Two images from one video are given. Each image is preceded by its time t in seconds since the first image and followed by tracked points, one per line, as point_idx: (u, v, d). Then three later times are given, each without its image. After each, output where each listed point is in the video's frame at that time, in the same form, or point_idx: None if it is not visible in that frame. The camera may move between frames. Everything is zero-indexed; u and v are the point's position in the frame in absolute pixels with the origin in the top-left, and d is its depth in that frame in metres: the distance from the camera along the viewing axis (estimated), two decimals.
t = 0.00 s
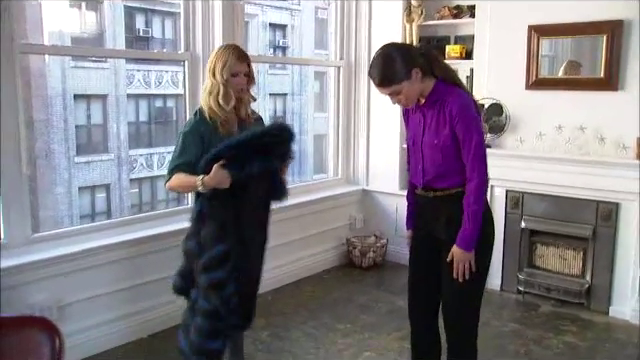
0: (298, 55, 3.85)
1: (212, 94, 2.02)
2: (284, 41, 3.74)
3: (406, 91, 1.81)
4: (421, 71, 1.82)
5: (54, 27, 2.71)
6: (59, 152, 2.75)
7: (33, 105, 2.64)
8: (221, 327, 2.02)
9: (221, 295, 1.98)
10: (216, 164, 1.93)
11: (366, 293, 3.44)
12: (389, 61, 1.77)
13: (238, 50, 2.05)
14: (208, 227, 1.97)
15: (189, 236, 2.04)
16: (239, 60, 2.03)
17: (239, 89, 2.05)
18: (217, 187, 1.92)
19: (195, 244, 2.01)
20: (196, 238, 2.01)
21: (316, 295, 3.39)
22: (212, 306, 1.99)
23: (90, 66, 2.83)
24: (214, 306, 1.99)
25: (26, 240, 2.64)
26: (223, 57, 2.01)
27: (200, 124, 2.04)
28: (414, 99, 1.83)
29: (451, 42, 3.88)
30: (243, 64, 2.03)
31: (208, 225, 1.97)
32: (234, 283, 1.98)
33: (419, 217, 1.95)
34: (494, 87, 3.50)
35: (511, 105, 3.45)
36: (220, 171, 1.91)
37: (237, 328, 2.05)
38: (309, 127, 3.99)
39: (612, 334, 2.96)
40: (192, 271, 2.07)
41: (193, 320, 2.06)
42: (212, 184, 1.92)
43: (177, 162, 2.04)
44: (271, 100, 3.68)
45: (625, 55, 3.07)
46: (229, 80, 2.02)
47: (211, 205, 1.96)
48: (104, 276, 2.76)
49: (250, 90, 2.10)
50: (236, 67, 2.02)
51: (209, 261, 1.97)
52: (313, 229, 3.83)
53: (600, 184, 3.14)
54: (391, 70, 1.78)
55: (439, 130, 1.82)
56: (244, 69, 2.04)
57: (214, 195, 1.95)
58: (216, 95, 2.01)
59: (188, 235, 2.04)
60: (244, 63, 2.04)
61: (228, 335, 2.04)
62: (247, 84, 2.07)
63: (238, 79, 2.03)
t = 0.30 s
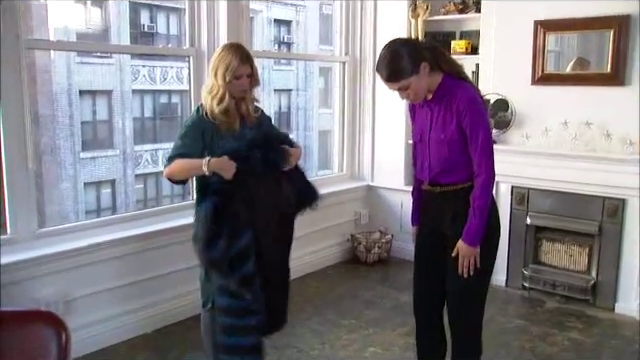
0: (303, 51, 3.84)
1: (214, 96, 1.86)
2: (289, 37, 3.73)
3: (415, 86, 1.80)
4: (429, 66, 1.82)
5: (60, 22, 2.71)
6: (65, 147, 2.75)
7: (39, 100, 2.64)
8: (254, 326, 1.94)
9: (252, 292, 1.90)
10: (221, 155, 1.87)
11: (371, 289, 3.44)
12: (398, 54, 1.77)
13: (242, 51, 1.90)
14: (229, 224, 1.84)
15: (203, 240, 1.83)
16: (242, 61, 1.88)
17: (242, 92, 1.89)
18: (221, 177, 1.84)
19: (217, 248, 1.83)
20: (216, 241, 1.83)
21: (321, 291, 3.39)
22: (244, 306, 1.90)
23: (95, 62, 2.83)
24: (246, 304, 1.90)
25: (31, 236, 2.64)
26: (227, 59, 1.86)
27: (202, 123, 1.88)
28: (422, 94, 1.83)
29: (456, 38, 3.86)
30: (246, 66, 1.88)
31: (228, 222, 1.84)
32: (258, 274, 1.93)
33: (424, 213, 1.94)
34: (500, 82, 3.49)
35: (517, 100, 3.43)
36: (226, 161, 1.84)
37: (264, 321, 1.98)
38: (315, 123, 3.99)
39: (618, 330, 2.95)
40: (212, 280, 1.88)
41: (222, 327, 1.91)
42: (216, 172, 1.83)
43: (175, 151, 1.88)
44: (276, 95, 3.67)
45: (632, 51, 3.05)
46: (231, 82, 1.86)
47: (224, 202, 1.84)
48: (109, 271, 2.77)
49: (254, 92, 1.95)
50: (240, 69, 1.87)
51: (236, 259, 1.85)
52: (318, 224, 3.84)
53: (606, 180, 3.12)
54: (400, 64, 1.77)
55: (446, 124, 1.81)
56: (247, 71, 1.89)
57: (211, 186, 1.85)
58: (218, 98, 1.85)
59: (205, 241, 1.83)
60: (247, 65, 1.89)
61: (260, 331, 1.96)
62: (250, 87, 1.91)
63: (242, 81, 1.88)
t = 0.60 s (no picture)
0: (305, 44, 3.82)
1: (221, 87, 1.86)
2: (290, 30, 3.72)
3: (423, 63, 1.79)
4: (446, 48, 1.81)
5: (61, 16, 2.70)
6: (67, 141, 2.75)
7: (41, 94, 2.63)
8: (260, 313, 1.91)
9: (255, 277, 1.86)
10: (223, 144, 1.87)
11: (374, 281, 3.44)
12: (419, 27, 1.76)
13: (252, 47, 1.90)
14: (231, 208, 1.83)
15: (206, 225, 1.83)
16: (252, 57, 1.87)
17: (248, 87, 1.89)
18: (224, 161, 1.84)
19: (218, 232, 1.82)
20: (218, 226, 1.83)
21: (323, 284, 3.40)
22: (247, 292, 1.87)
23: (96, 55, 2.83)
24: (250, 290, 1.87)
25: (34, 230, 2.65)
26: (236, 54, 1.86)
27: (205, 112, 1.88)
28: (429, 74, 1.81)
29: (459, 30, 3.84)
30: (255, 63, 1.88)
31: (230, 206, 1.83)
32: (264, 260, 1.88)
33: (425, 206, 1.94)
34: (503, 74, 3.47)
35: (520, 93, 3.42)
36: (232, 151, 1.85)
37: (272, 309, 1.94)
38: (317, 116, 3.97)
39: (621, 322, 2.94)
40: (216, 266, 1.88)
41: (227, 313, 1.89)
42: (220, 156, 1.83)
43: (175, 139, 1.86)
44: (278, 88, 3.65)
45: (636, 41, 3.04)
46: (239, 78, 1.86)
47: (226, 186, 1.84)
48: (111, 265, 2.77)
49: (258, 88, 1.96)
50: (249, 64, 1.87)
51: (237, 243, 1.83)
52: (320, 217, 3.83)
53: (609, 172, 3.11)
54: (418, 38, 1.75)
55: (453, 112, 1.80)
56: (256, 68, 1.90)
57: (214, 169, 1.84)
58: (224, 92, 1.86)
59: (206, 225, 1.83)
60: (256, 62, 1.89)
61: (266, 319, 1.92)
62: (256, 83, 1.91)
63: (249, 77, 1.88)
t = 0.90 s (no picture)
0: (305, 43, 3.81)
1: (231, 85, 1.82)
2: (290, 30, 3.70)
3: (433, 38, 1.78)
4: (461, 42, 1.79)
5: (60, 17, 2.69)
6: (67, 143, 2.74)
7: (40, 96, 2.63)
8: (250, 329, 1.92)
9: (241, 294, 1.88)
10: (220, 155, 1.85)
11: (376, 281, 3.43)
12: (445, 9, 1.76)
13: (265, 51, 1.87)
14: (220, 225, 1.83)
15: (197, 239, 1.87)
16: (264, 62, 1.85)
17: (257, 91, 1.86)
18: (220, 176, 1.84)
19: (203, 249, 1.86)
20: (202, 244, 1.86)
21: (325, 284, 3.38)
22: (236, 309, 1.88)
23: (96, 57, 2.82)
24: (239, 307, 1.88)
25: (35, 232, 2.64)
26: (249, 57, 1.83)
27: (211, 113, 1.83)
28: (436, 52, 1.80)
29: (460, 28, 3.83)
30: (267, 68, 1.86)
31: (218, 222, 1.83)
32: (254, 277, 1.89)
33: (425, 206, 1.92)
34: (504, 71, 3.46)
35: (521, 90, 3.41)
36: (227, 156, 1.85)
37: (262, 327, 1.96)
38: (317, 116, 3.96)
39: (624, 321, 2.93)
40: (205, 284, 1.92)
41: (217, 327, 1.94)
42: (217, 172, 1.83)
43: (174, 140, 1.83)
44: (278, 88, 3.64)
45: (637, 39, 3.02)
46: (251, 81, 1.83)
47: (217, 203, 1.83)
48: (112, 267, 2.76)
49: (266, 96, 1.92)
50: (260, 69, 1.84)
51: (224, 260, 1.85)
52: (322, 218, 3.82)
53: (611, 169, 3.10)
54: (443, 16, 1.75)
55: (458, 108, 1.78)
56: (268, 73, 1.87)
57: (208, 195, 1.84)
58: (234, 94, 1.82)
59: (195, 241, 1.87)
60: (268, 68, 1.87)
61: (256, 333, 1.94)
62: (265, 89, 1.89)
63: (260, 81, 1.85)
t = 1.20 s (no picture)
0: (302, 45, 3.80)
1: (235, 84, 2.07)
2: (287, 31, 3.69)
3: (438, 38, 1.78)
4: (466, 43, 1.79)
5: (57, 19, 2.69)
6: (64, 145, 2.73)
7: (37, 99, 2.62)
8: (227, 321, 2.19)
9: (224, 289, 2.15)
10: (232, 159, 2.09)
11: (374, 284, 3.42)
12: (453, 9, 1.76)
13: (262, 46, 2.13)
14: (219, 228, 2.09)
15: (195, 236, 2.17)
16: (263, 54, 2.11)
17: (260, 83, 2.12)
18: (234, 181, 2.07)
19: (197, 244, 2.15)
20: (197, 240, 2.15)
21: (323, 287, 3.37)
22: (216, 300, 2.16)
23: (93, 59, 2.81)
24: (216, 300, 2.16)
25: (32, 236, 2.62)
26: (249, 51, 2.08)
27: (219, 113, 2.08)
28: (442, 51, 1.79)
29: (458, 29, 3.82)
30: (266, 60, 2.12)
31: (218, 225, 2.10)
32: (234, 282, 2.15)
33: (423, 209, 1.91)
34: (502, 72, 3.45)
35: (519, 92, 3.40)
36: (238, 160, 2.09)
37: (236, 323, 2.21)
38: (314, 118, 3.95)
39: (624, 322, 2.92)
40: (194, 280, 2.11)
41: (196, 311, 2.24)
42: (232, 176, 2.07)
43: (185, 145, 2.06)
44: (276, 90, 3.63)
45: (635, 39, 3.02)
46: (254, 72, 2.09)
47: (219, 208, 2.09)
48: (110, 271, 2.75)
49: (266, 90, 2.16)
50: (261, 61, 2.11)
51: (216, 258, 2.12)
52: (320, 220, 3.81)
53: (610, 171, 3.10)
54: (449, 16, 1.75)
55: (459, 110, 1.77)
56: (267, 65, 2.13)
57: (215, 196, 2.10)
58: (241, 85, 2.08)
59: (194, 236, 2.16)
60: (266, 59, 2.13)
61: (227, 329, 2.20)
62: (267, 81, 2.15)
63: (262, 72, 2.12)
